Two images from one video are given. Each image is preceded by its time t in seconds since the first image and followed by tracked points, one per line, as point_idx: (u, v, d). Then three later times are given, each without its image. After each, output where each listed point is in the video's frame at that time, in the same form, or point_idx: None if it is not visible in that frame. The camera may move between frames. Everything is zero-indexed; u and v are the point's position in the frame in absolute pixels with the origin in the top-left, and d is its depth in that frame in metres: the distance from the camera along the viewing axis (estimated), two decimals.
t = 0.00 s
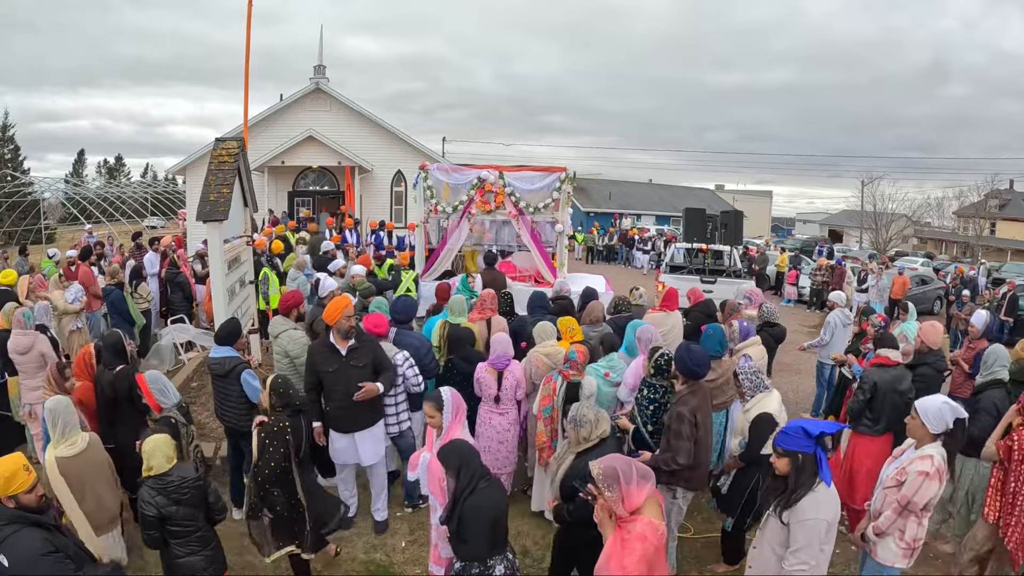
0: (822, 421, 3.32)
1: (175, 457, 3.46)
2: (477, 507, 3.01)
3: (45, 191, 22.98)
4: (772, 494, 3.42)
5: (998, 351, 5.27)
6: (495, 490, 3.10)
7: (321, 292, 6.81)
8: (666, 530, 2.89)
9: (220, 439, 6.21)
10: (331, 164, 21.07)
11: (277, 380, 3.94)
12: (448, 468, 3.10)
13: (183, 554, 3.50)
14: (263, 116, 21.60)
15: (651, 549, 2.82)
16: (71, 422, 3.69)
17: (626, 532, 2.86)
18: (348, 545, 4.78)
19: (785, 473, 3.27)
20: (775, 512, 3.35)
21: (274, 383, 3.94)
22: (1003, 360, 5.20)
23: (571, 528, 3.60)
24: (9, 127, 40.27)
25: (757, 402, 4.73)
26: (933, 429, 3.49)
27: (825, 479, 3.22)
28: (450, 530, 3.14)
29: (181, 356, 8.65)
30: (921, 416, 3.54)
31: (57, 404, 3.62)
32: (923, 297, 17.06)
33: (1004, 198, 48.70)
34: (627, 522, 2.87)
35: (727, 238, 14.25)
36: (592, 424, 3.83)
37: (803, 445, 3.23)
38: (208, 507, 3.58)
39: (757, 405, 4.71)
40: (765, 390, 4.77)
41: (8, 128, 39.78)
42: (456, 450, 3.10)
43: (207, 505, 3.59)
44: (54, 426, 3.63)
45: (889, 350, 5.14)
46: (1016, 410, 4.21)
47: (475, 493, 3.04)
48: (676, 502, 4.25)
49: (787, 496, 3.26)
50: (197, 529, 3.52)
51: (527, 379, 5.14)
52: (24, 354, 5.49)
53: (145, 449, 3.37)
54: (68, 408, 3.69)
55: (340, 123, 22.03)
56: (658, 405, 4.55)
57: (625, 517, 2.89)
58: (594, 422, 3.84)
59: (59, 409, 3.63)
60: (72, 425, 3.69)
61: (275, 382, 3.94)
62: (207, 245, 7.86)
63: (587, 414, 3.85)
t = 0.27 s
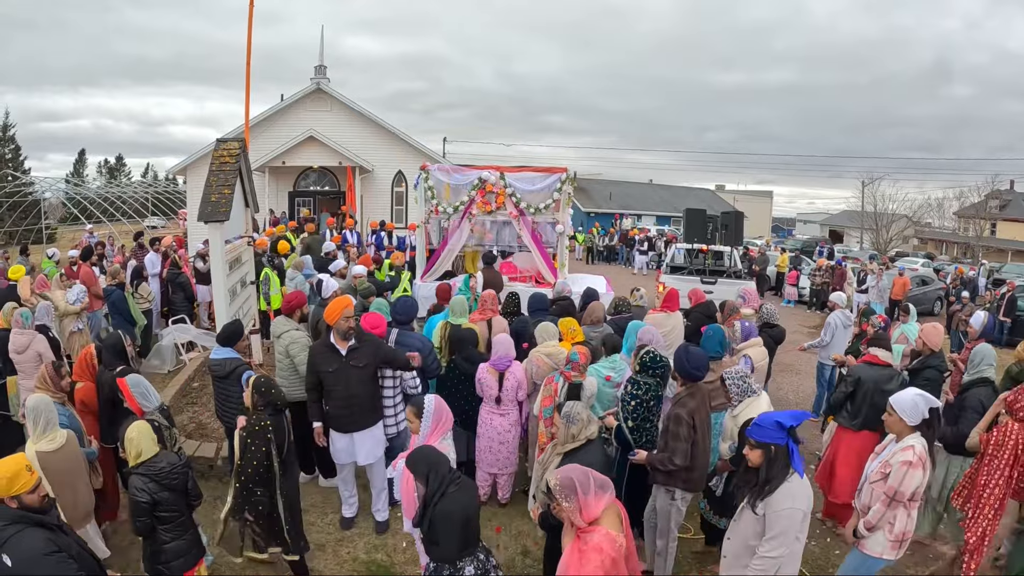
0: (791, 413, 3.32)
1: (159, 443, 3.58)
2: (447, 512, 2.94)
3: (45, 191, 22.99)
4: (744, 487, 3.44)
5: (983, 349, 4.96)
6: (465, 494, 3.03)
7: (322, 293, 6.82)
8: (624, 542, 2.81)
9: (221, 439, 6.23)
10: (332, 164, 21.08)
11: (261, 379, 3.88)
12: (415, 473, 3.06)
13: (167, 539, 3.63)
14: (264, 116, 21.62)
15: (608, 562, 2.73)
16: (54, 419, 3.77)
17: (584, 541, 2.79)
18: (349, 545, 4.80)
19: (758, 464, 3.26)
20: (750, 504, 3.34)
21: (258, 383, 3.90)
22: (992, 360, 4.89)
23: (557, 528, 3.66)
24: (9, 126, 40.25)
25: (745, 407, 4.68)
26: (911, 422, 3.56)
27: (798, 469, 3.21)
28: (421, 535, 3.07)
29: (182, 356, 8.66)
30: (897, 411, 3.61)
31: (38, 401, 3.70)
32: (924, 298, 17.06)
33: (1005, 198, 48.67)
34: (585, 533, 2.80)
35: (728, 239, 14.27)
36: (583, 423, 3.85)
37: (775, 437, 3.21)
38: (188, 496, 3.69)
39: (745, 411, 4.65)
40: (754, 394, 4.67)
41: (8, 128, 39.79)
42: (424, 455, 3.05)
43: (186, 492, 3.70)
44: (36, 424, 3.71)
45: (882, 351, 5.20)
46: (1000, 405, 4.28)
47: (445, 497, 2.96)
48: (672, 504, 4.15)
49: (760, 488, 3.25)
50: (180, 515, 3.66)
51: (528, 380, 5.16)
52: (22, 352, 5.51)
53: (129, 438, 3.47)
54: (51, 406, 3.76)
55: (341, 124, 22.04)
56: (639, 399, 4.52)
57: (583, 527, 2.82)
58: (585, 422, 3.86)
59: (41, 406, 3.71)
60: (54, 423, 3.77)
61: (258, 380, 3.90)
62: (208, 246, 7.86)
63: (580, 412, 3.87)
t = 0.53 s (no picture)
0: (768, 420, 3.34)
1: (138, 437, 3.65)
2: (411, 512, 3.00)
3: (46, 190, 22.98)
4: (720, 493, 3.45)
5: (968, 349, 4.89)
6: (430, 493, 3.08)
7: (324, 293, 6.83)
8: (577, 543, 2.87)
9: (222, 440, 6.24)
10: (332, 164, 21.09)
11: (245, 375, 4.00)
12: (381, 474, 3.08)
13: (150, 532, 3.63)
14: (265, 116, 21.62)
15: (561, 564, 2.80)
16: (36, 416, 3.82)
17: (537, 544, 2.86)
18: (351, 546, 4.81)
19: (735, 471, 3.29)
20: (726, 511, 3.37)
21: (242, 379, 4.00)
22: (977, 360, 4.83)
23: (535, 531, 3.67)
24: (10, 126, 40.22)
25: (735, 406, 4.54)
26: (891, 421, 3.60)
27: (774, 477, 3.26)
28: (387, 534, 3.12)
29: (183, 356, 8.66)
30: (877, 413, 3.65)
31: (16, 396, 3.74)
32: (924, 299, 17.08)
33: (1006, 199, 48.68)
34: (537, 536, 2.86)
35: (728, 239, 14.28)
36: (560, 423, 3.84)
37: (754, 445, 3.23)
38: (163, 489, 3.69)
39: (735, 411, 4.49)
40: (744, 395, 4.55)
41: (9, 128, 39.79)
42: (389, 456, 3.08)
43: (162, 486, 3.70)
44: (14, 421, 3.73)
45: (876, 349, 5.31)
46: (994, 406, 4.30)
47: (409, 498, 3.02)
48: (671, 506, 4.15)
49: (736, 496, 3.31)
50: (160, 508, 3.66)
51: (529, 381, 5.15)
52: (25, 353, 5.52)
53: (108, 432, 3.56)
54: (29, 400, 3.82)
55: (342, 124, 22.05)
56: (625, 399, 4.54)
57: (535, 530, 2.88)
58: (560, 422, 3.85)
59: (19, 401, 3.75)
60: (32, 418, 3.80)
61: (243, 375, 4.01)
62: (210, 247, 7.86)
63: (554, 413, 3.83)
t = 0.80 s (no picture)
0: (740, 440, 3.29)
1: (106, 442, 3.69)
2: (385, 505, 2.98)
3: (47, 190, 22.99)
4: (688, 506, 3.36)
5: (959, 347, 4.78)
6: (403, 487, 3.08)
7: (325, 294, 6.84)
8: (533, 544, 2.84)
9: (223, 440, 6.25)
10: (333, 164, 21.11)
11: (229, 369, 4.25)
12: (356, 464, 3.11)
13: (116, 535, 3.66)
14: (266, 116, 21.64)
15: (516, 565, 2.76)
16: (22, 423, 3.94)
17: (493, 545, 2.82)
18: (351, 545, 4.83)
19: (703, 487, 3.22)
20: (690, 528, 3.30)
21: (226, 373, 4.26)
22: (966, 358, 4.77)
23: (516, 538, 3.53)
24: (10, 125, 40.20)
25: (716, 398, 4.59)
26: (869, 430, 3.62)
27: (741, 497, 3.24)
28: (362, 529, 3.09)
29: (184, 356, 8.67)
30: (853, 421, 3.66)
31: None
32: (924, 299, 17.09)
33: (1007, 199, 48.68)
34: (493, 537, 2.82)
35: (728, 240, 14.30)
36: (545, 428, 3.54)
37: (725, 463, 3.16)
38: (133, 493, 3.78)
39: (715, 403, 4.54)
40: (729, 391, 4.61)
41: (9, 127, 39.78)
42: (364, 449, 3.12)
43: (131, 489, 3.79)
44: None
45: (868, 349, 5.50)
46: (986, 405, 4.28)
47: (383, 492, 3.02)
48: (663, 507, 4.18)
49: (703, 512, 3.23)
50: (129, 510, 3.74)
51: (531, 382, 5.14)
52: (30, 353, 5.53)
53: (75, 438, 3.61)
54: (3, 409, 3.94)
55: (343, 124, 22.07)
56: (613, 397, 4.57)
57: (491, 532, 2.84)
58: (548, 424, 3.56)
59: None
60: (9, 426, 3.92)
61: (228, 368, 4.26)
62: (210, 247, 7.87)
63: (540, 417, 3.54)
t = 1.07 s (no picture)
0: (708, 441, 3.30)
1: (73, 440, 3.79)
2: (367, 498, 3.04)
3: (47, 190, 23.00)
4: (654, 510, 3.35)
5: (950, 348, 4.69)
6: (385, 482, 3.14)
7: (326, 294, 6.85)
8: (469, 542, 2.84)
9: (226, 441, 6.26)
10: (334, 164, 21.13)
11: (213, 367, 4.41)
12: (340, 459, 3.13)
13: (86, 532, 3.76)
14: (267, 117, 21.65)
15: (448, 563, 2.76)
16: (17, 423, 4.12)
17: (427, 542, 2.83)
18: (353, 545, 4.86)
19: (671, 489, 3.21)
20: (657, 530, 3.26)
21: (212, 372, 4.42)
22: (957, 357, 4.71)
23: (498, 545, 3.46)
24: (10, 126, 40.19)
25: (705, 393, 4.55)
26: (844, 431, 3.62)
27: (707, 498, 3.21)
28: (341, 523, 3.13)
29: (185, 357, 8.68)
30: (828, 424, 3.65)
31: None
32: (924, 299, 17.10)
33: (1007, 199, 48.69)
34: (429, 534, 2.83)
35: (729, 240, 14.31)
36: (526, 436, 3.42)
37: (694, 465, 3.15)
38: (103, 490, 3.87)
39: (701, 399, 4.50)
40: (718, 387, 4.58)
41: (9, 128, 39.78)
42: (348, 443, 3.15)
43: (102, 487, 3.88)
44: None
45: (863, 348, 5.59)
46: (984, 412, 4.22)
47: (365, 485, 3.06)
48: (634, 504, 4.36)
49: (670, 515, 3.21)
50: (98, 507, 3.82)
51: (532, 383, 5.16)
52: (33, 356, 5.54)
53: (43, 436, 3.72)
54: None
55: (343, 124, 22.09)
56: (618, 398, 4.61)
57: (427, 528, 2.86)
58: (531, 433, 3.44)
59: None
60: None
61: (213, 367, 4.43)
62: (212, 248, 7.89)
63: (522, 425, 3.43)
